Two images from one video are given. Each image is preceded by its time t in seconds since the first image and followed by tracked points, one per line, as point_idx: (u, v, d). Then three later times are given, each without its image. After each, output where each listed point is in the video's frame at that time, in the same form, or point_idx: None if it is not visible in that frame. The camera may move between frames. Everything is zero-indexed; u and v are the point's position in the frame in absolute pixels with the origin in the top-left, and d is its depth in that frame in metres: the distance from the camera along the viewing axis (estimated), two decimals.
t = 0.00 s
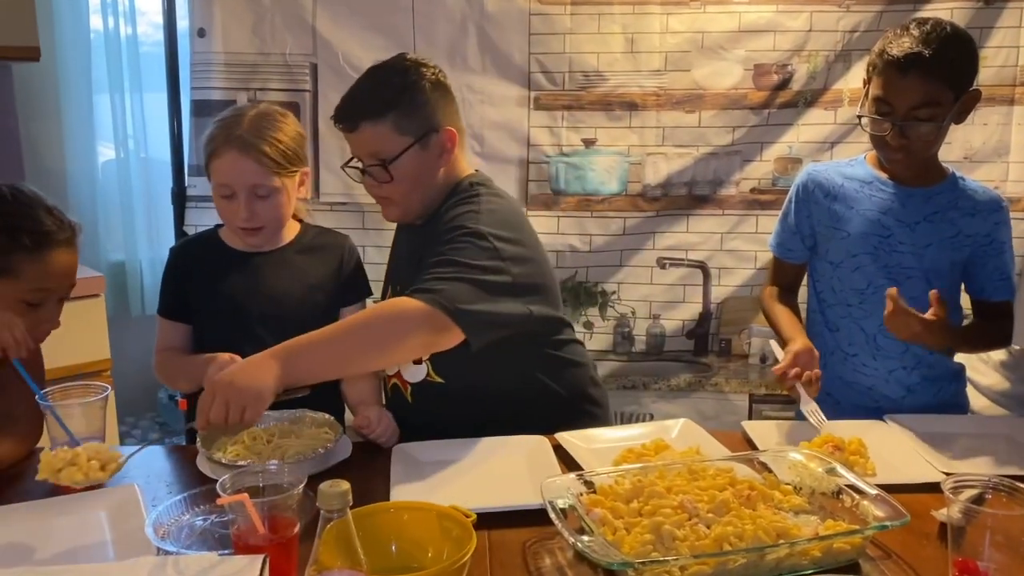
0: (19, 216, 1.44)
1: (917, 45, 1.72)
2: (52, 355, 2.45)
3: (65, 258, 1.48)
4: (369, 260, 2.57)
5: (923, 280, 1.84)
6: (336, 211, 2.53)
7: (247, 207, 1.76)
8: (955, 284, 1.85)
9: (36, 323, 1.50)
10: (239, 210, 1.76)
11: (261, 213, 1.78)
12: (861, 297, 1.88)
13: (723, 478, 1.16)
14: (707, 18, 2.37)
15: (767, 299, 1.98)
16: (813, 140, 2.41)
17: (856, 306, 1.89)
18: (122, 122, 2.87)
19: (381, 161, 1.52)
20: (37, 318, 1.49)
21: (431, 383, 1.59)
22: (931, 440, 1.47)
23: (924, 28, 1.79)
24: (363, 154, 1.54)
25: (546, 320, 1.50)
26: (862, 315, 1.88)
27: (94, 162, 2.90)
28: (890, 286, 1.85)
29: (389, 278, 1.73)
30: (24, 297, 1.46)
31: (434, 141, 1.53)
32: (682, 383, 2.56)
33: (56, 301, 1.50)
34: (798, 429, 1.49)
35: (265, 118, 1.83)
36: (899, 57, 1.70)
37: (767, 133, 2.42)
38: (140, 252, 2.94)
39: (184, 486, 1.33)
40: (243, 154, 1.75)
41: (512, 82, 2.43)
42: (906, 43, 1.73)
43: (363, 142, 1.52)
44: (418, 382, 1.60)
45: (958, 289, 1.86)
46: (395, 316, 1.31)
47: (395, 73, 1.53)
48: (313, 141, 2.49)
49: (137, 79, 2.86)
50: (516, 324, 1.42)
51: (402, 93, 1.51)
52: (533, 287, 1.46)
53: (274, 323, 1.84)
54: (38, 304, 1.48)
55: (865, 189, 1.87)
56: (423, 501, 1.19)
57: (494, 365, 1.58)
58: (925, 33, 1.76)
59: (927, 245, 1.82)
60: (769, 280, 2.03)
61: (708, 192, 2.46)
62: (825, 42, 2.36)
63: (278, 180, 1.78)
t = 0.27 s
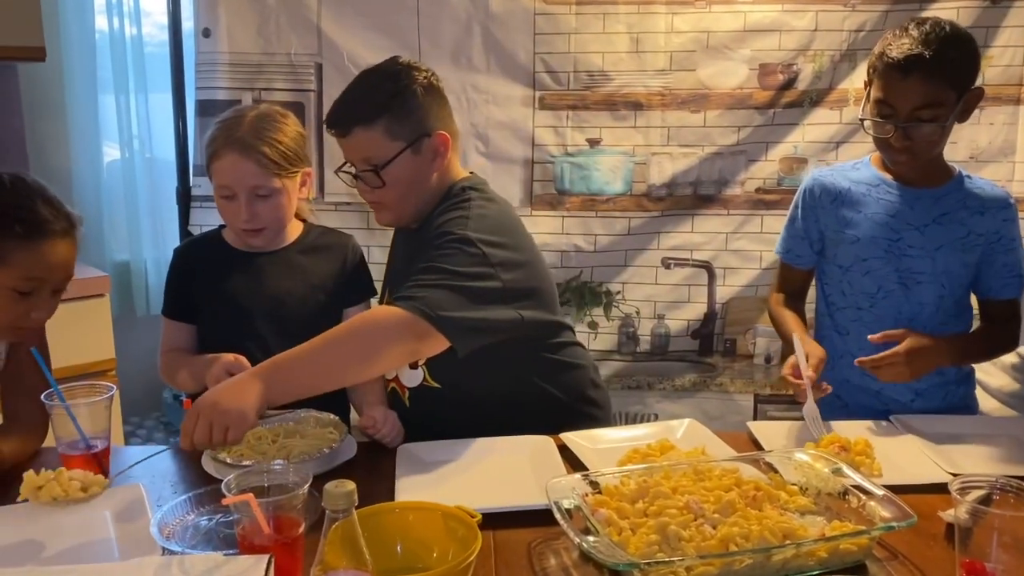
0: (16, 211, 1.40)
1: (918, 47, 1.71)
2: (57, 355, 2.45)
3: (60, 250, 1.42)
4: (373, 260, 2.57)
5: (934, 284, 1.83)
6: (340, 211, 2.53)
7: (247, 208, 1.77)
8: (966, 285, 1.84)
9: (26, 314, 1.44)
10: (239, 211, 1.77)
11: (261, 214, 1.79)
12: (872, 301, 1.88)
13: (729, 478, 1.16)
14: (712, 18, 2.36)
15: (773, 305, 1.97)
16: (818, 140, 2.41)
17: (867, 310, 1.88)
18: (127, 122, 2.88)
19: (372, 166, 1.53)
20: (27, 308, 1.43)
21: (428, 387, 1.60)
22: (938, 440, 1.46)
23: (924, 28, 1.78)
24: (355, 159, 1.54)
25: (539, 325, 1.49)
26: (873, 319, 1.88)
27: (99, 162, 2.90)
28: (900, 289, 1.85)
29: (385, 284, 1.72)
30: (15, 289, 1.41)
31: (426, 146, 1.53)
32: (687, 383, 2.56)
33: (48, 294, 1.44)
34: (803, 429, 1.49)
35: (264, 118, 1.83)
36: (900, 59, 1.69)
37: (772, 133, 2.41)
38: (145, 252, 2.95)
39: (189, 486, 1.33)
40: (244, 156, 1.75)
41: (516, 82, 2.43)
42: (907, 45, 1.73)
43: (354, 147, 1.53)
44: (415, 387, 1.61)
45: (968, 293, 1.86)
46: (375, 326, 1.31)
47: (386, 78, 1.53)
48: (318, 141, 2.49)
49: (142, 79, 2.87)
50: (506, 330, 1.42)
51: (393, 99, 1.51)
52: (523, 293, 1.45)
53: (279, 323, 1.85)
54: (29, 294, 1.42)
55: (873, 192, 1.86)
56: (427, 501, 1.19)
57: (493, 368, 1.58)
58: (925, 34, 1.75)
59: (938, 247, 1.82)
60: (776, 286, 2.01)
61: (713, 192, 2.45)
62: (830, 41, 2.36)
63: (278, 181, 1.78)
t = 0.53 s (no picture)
0: (11, 192, 1.38)
1: (916, 44, 1.70)
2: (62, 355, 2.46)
3: (54, 233, 1.39)
4: (377, 260, 2.57)
5: (948, 283, 1.82)
6: (344, 211, 2.53)
7: (251, 210, 1.76)
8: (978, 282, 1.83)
9: (18, 298, 1.40)
10: (243, 213, 1.76)
11: (264, 216, 1.78)
12: (886, 303, 1.85)
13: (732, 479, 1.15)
14: (717, 18, 2.36)
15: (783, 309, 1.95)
16: (823, 140, 2.40)
17: (880, 312, 1.86)
18: (132, 121, 2.88)
19: (371, 169, 1.52)
20: (20, 292, 1.40)
21: (429, 391, 1.60)
22: (944, 441, 1.45)
23: (921, 25, 1.77)
24: (354, 164, 1.54)
25: (537, 327, 1.51)
26: (887, 319, 1.86)
27: (104, 162, 2.90)
28: (915, 290, 1.83)
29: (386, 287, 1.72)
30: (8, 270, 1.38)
31: (425, 150, 1.52)
32: (691, 384, 2.55)
33: (39, 279, 1.40)
34: (808, 430, 1.49)
35: (269, 120, 1.83)
36: (898, 59, 1.68)
37: (777, 133, 2.41)
38: (149, 251, 2.96)
39: (193, 485, 1.33)
40: (247, 157, 1.75)
41: (521, 82, 2.42)
42: (903, 43, 1.72)
43: (352, 151, 1.52)
44: (418, 390, 1.61)
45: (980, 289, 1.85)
46: (371, 333, 1.32)
47: (383, 82, 1.52)
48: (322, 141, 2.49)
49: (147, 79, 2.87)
50: (504, 333, 1.42)
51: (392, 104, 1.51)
52: (520, 295, 1.46)
53: (283, 323, 1.85)
54: (22, 276, 1.39)
55: (881, 193, 1.84)
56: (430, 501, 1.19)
57: (495, 368, 1.58)
58: (921, 31, 1.74)
59: (950, 246, 1.80)
60: (785, 293, 1.98)
61: (718, 192, 2.45)
62: (835, 41, 2.35)
63: (280, 183, 1.78)
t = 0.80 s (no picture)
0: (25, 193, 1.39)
1: (922, 46, 1.70)
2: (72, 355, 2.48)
3: (61, 215, 1.39)
4: (385, 261, 2.58)
5: (962, 284, 1.80)
6: (353, 212, 2.54)
7: (259, 212, 1.77)
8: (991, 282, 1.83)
9: (26, 282, 1.40)
10: (251, 215, 1.77)
11: (272, 219, 1.79)
12: (900, 305, 1.84)
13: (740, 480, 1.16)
14: (724, 19, 2.36)
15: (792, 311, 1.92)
16: (830, 140, 2.40)
17: (895, 315, 1.85)
18: (142, 123, 2.90)
19: (377, 174, 1.53)
20: (26, 277, 1.39)
21: (437, 393, 1.61)
22: (952, 442, 1.45)
23: (926, 26, 1.76)
24: (360, 168, 1.54)
25: (543, 328, 1.52)
26: (901, 322, 1.84)
27: (114, 163, 2.92)
28: (929, 292, 1.82)
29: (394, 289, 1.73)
30: (14, 253, 1.38)
31: (430, 154, 1.53)
32: (698, 384, 2.55)
33: (45, 263, 1.40)
34: (816, 431, 1.49)
35: (278, 122, 1.84)
36: (905, 61, 1.67)
37: (784, 133, 2.41)
38: (159, 252, 2.97)
39: (204, 484, 1.35)
40: (256, 160, 1.76)
41: (528, 83, 2.43)
42: (908, 45, 1.71)
43: (358, 156, 1.53)
44: (425, 392, 1.61)
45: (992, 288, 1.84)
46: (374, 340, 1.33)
47: (386, 87, 1.53)
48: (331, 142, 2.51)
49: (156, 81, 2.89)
50: (508, 335, 1.43)
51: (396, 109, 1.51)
52: (525, 297, 1.47)
53: (292, 323, 1.86)
54: (28, 260, 1.39)
55: (890, 195, 1.83)
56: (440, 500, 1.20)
57: (504, 369, 1.59)
58: (927, 32, 1.74)
59: (963, 247, 1.80)
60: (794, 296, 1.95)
61: (725, 192, 2.45)
62: (843, 42, 2.35)
63: (289, 186, 1.79)
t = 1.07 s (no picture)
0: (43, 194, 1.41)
1: (949, 47, 1.68)
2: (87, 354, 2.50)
3: (67, 210, 1.40)
4: (397, 261, 2.59)
5: (982, 284, 1.79)
6: (365, 213, 2.55)
7: (270, 213, 1.79)
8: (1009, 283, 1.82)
9: (33, 278, 1.40)
10: (262, 216, 1.79)
11: (283, 220, 1.81)
12: (919, 305, 1.83)
13: (754, 480, 1.16)
14: (736, 19, 2.35)
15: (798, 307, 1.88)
16: (843, 140, 2.39)
17: (915, 316, 1.83)
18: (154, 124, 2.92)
19: (388, 177, 1.54)
20: (33, 273, 1.40)
21: (449, 394, 1.62)
22: (966, 442, 1.45)
23: (950, 28, 1.75)
24: (371, 172, 1.55)
25: (554, 329, 1.53)
26: (919, 322, 1.83)
27: (126, 164, 2.95)
28: (949, 292, 1.80)
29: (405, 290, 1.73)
30: (21, 248, 1.38)
31: (440, 156, 1.54)
32: (710, 384, 2.55)
33: (51, 258, 1.40)
34: (830, 431, 1.48)
35: (289, 124, 1.85)
36: (932, 61, 1.65)
37: (797, 133, 2.40)
38: (172, 252, 3.00)
39: (219, 483, 1.36)
40: (266, 162, 1.77)
41: (540, 83, 2.43)
42: (935, 46, 1.69)
43: (369, 160, 1.53)
44: (437, 392, 1.62)
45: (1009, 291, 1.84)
46: (381, 349, 1.34)
47: (395, 91, 1.54)
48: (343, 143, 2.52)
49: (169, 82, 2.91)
50: (519, 338, 1.44)
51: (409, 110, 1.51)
52: (535, 301, 1.47)
53: (304, 323, 1.87)
54: (34, 256, 1.39)
55: (910, 194, 1.81)
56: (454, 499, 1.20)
57: (516, 368, 1.59)
58: (952, 33, 1.72)
59: (983, 247, 1.79)
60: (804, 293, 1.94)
61: (737, 192, 2.45)
62: (855, 41, 2.34)
63: (301, 188, 1.80)
